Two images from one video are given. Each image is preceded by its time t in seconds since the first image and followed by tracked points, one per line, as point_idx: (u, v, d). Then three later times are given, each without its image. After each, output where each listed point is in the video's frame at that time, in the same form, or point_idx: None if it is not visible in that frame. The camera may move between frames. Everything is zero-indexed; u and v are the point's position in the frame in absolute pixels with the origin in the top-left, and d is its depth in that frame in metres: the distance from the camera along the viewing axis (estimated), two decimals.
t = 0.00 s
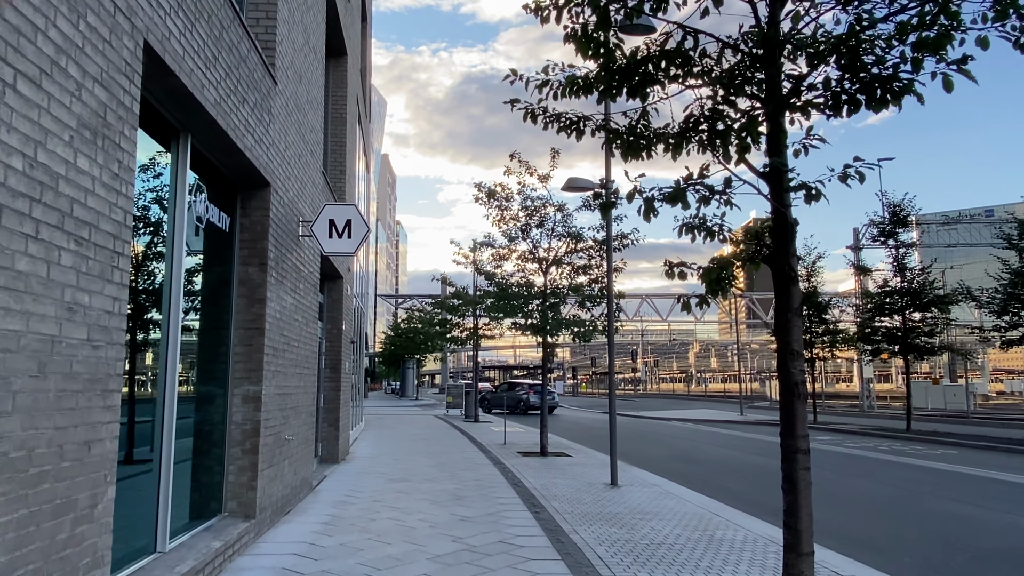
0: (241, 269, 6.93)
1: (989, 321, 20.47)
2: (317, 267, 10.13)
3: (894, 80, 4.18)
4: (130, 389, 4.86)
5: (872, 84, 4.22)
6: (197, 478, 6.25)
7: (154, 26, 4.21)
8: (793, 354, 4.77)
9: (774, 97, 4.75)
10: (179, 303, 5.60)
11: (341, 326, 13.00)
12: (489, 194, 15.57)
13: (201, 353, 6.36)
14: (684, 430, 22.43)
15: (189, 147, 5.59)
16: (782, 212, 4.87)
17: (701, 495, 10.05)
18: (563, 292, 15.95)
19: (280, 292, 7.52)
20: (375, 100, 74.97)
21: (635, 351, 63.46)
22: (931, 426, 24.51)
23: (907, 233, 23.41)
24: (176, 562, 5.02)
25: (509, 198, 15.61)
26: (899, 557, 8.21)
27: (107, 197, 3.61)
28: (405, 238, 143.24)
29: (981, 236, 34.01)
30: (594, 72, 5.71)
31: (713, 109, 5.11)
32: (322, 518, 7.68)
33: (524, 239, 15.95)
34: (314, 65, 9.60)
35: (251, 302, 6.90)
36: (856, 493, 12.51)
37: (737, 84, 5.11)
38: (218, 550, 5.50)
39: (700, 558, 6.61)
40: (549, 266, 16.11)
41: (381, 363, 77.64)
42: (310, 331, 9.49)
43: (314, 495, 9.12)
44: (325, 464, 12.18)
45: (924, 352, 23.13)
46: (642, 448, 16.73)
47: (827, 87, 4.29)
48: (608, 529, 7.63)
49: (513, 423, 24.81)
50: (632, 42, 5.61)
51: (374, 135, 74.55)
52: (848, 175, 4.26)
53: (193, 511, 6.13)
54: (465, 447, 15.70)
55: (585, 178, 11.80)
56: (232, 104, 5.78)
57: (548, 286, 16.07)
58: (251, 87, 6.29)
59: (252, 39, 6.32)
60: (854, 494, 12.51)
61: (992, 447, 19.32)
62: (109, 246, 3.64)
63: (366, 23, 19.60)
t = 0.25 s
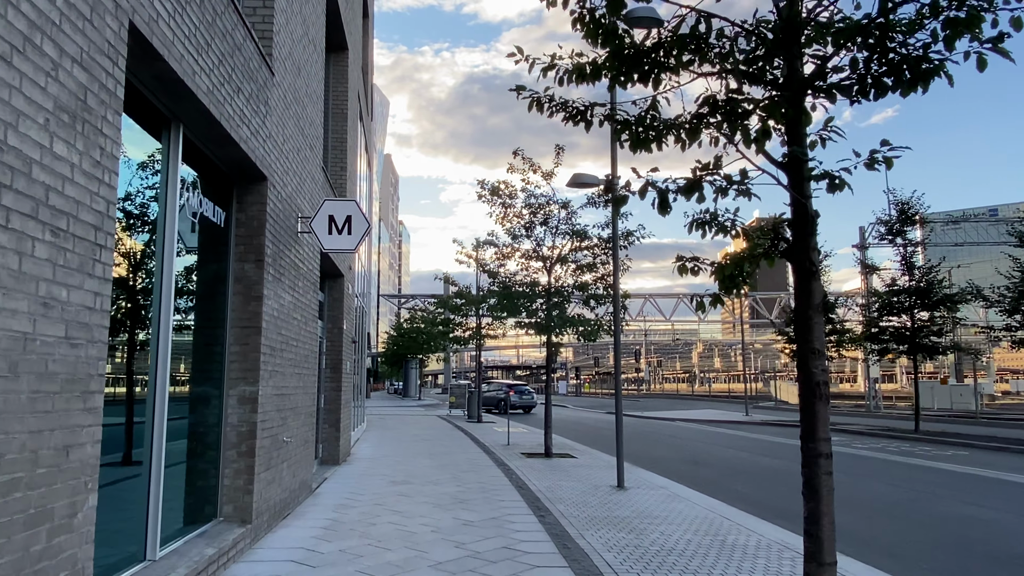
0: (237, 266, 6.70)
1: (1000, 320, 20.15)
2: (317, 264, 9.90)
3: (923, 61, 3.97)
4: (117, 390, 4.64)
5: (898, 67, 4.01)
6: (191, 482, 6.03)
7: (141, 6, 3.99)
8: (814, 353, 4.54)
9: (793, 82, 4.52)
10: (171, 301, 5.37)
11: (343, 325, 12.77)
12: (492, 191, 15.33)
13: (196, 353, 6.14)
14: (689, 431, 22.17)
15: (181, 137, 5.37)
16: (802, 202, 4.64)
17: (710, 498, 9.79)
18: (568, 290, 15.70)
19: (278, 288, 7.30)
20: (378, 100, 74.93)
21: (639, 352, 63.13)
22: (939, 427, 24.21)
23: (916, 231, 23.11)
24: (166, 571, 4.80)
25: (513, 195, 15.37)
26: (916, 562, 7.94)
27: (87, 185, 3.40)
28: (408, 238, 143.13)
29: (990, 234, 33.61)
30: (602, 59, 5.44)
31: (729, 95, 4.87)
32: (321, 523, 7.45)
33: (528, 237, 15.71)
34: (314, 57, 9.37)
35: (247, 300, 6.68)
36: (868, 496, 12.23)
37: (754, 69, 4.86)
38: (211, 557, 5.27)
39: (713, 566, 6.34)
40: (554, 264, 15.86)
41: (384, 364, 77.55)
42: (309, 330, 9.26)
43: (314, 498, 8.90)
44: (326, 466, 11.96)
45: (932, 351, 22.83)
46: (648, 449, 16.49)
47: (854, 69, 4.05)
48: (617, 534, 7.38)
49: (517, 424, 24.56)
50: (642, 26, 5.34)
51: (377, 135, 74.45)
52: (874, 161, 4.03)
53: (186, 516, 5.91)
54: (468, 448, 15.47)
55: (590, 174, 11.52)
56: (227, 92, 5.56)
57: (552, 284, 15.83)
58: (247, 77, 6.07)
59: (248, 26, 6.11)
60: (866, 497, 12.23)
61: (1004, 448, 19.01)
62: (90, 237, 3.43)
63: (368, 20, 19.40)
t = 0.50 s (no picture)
0: (229, 260, 6.46)
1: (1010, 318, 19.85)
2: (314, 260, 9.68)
3: (952, 38, 3.71)
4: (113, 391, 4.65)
5: (925, 43, 3.77)
6: (181, 484, 5.80)
7: None
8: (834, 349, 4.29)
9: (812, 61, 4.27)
10: (156, 297, 5.14)
11: (342, 323, 12.54)
12: (494, 187, 15.09)
13: (186, 350, 5.90)
14: (694, 431, 21.90)
15: (167, 124, 5.14)
16: (820, 188, 4.38)
17: (718, 500, 9.53)
18: (571, 288, 15.44)
19: (273, 284, 7.06)
20: (379, 99, 74.85)
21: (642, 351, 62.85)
22: (948, 427, 23.90)
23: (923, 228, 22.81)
24: None
25: (516, 191, 15.12)
26: (932, 567, 7.66)
27: (57, 166, 3.17)
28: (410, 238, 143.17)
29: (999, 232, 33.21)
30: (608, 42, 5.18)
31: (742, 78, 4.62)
32: (318, 526, 7.21)
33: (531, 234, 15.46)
34: (311, 48, 9.15)
35: (239, 295, 6.43)
36: (878, 497, 11.94)
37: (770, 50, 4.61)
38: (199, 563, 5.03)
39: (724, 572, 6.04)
40: (557, 261, 15.60)
41: (386, 363, 77.50)
42: (307, 327, 9.03)
43: (311, 500, 8.66)
44: (326, 466, 11.74)
45: (940, 350, 22.54)
46: (652, 449, 16.24)
47: (879, 47, 3.81)
48: (623, 538, 7.12)
49: (520, 424, 24.32)
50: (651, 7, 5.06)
51: (378, 135, 74.33)
52: (900, 146, 3.81)
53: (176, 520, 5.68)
54: (470, 448, 15.22)
55: (594, 168, 11.25)
56: (216, 77, 5.33)
57: (555, 282, 15.58)
58: (238, 62, 5.84)
59: (239, 10, 5.88)
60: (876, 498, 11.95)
61: (1014, 448, 18.70)
62: (60, 222, 3.19)
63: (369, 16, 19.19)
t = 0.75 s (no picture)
0: (221, 257, 6.22)
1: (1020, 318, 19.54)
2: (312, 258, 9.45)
3: (986, 17, 3.46)
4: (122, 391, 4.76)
5: (957, 23, 3.51)
6: (170, 490, 5.58)
7: None
8: (858, 351, 4.05)
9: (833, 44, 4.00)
10: (139, 297, 4.88)
11: (341, 322, 12.31)
12: (497, 184, 14.85)
13: (176, 351, 5.68)
14: (699, 432, 21.63)
15: (152, 114, 4.90)
16: (841, 177, 4.15)
17: (726, 505, 9.28)
18: (574, 287, 15.19)
19: (267, 282, 6.83)
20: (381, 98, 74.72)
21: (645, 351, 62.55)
22: (956, 428, 23.60)
23: (931, 227, 22.50)
24: None
25: (518, 188, 14.87)
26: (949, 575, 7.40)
27: (23, 153, 2.94)
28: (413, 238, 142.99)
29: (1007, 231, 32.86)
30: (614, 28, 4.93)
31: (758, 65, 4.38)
32: (314, 533, 6.97)
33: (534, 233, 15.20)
34: (309, 40, 8.91)
35: (231, 294, 6.19)
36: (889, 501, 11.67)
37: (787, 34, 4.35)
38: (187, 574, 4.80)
39: None
40: (560, 260, 15.34)
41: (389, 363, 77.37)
42: (304, 327, 8.79)
43: (308, 505, 8.42)
44: (324, 469, 11.51)
45: (949, 350, 22.24)
46: (657, 450, 15.99)
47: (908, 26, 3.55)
48: (629, 546, 6.88)
49: (523, 425, 24.07)
50: None
51: (380, 134, 74.21)
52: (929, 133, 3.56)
53: (164, 527, 5.46)
54: (472, 450, 14.99)
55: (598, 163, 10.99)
56: (204, 66, 5.10)
57: (559, 281, 15.34)
58: (228, 51, 5.60)
59: None
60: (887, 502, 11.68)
61: None
62: (25, 214, 2.96)
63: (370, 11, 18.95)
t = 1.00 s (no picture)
0: (213, 250, 5.98)
1: None
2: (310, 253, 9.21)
3: None
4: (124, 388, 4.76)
5: None
6: (160, 491, 5.36)
7: None
8: (884, 345, 3.80)
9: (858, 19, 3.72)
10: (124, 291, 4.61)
11: (341, 320, 12.07)
12: (499, 180, 14.60)
13: (165, 347, 5.45)
14: (704, 431, 21.37)
15: (137, 98, 4.67)
16: (866, 160, 3.91)
17: (735, 506, 9.03)
18: (578, 284, 14.94)
19: (262, 275, 6.60)
20: (382, 98, 74.70)
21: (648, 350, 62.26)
22: (964, 428, 23.31)
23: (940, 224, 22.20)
24: None
25: (521, 184, 14.62)
26: None
27: None
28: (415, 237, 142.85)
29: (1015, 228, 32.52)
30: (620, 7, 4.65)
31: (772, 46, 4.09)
32: (311, 536, 6.74)
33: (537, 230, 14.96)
34: (306, 29, 8.68)
35: (224, 288, 5.94)
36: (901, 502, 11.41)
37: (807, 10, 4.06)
38: None
39: None
40: (563, 257, 15.08)
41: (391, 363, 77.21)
42: (302, 324, 8.56)
43: (305, 506, 8.18)
44: (323, 469, 11.28)
45: (957, 349, 21.95)
46: (662, 450, 15.73)
47: None
48: (637, 550, 6.63)
49: (525, 425, 23.82)
50: None
51: (382, 133, 74.11)
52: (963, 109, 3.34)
53: (154, 529, 5.24)
54: (474, 450, 14.75)
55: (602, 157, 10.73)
56: (192, 47, 4.86)
57: (562, 278, 15.09)
58: (219, 33, 5.37)
59: None
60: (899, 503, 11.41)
61: None
62: None
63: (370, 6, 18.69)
